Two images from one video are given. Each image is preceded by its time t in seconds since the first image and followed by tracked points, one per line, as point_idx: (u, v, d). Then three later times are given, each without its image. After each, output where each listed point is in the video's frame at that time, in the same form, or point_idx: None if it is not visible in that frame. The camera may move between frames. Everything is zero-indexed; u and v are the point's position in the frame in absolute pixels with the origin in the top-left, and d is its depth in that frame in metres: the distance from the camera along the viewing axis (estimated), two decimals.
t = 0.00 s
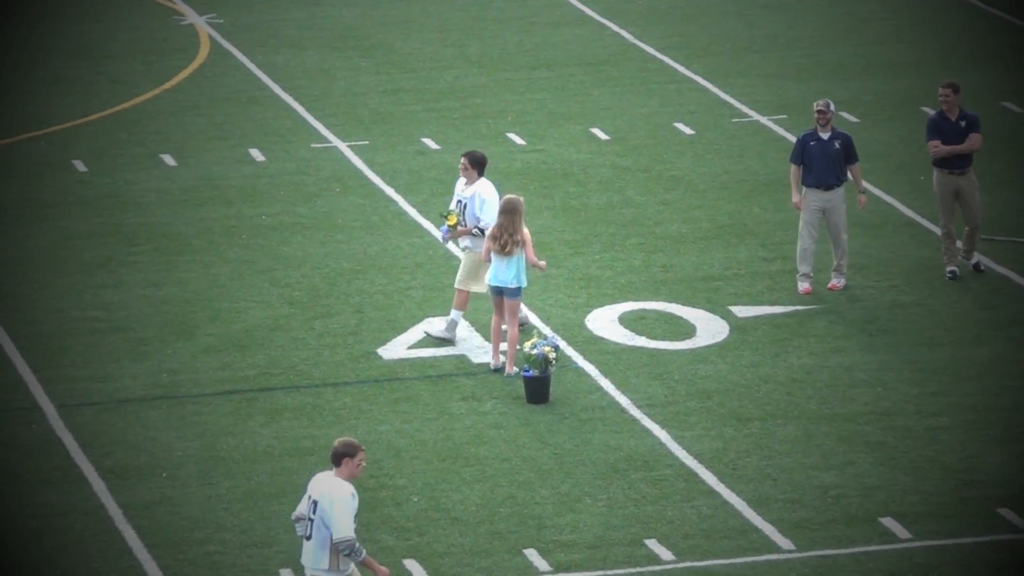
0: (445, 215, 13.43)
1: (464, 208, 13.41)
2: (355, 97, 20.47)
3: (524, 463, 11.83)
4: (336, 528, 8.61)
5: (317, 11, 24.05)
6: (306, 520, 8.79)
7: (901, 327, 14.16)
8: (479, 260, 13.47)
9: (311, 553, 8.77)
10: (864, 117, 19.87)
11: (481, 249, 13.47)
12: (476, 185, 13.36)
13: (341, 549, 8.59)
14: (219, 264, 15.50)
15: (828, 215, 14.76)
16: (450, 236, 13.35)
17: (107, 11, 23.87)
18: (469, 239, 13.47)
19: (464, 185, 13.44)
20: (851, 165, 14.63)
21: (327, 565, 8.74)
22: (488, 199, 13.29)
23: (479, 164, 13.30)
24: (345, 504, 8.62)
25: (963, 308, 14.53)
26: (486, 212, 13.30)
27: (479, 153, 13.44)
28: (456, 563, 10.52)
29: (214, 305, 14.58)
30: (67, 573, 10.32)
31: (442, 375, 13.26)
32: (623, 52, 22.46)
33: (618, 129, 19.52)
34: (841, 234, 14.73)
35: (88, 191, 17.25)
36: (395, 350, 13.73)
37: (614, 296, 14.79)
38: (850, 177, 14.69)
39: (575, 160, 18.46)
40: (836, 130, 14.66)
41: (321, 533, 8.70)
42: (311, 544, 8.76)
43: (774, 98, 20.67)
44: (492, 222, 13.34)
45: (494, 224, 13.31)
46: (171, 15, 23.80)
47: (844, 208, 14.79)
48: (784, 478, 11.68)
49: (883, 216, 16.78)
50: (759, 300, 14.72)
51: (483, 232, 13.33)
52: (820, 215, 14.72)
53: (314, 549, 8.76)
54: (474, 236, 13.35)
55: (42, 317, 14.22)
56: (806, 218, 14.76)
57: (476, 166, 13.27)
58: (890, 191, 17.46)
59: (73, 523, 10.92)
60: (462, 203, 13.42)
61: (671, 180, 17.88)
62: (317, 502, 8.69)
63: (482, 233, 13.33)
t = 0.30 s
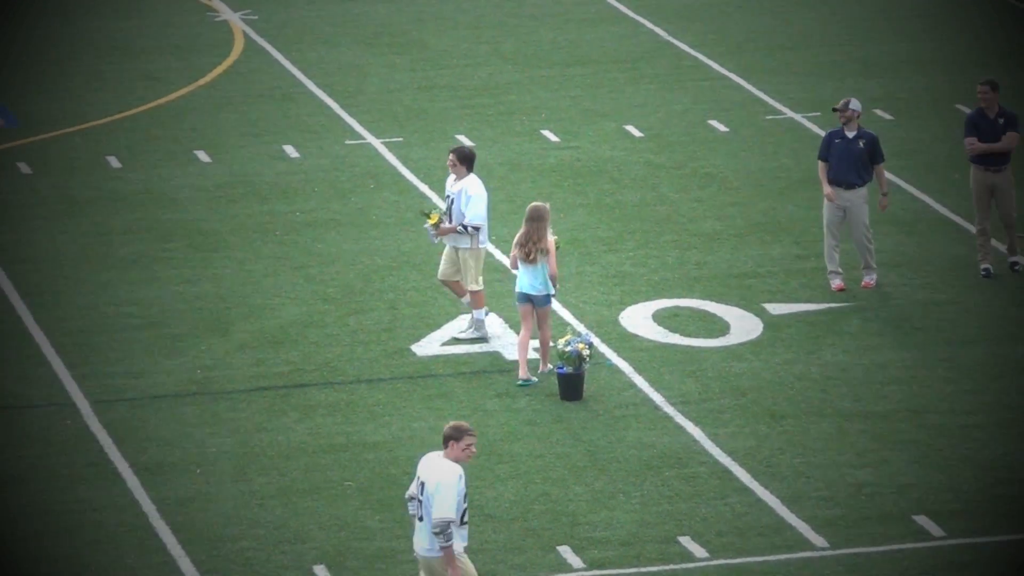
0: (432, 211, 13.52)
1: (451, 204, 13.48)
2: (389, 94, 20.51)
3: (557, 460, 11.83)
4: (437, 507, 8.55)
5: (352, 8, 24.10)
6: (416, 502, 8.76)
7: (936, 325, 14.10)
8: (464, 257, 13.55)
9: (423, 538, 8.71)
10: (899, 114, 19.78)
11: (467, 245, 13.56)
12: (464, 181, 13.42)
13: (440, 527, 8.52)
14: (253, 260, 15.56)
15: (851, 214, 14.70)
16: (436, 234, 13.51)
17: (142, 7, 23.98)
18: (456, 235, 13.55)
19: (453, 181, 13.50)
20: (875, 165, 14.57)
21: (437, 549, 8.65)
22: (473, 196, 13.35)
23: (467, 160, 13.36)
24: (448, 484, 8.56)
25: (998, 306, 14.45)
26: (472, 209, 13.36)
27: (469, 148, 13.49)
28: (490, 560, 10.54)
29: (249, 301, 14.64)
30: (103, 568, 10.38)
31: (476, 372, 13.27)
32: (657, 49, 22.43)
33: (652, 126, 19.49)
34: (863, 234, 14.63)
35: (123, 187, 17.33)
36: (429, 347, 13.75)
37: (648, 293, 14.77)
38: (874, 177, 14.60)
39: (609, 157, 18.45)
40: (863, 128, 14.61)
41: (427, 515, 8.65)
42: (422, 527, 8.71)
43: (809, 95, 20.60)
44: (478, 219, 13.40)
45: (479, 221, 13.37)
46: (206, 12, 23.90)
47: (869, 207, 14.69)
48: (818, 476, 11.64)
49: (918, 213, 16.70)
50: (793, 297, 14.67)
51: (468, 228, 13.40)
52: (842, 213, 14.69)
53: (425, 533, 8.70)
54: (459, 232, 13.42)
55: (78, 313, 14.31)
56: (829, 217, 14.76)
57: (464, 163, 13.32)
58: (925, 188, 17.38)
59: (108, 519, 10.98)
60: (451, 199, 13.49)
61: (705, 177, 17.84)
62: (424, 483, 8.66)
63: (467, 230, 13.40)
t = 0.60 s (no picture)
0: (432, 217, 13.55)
1: (450, 209, 13.50)
2: (437, 91, 20.54)
3: (605, 459, 11.81)
4: (554, 516, 8.58)
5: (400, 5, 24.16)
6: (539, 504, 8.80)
7: (986, 324, 13.99)
8: (464, 261, 13.54)
9: (540, 543, 8.77)
10: (949, 112, 19.65)
11: (467, 250, 13.54)
12: (462, 186, 13.41)
13: (557, 535, 8.56)
14: (301, 257, 15.62)
15: (897, 213, 14.61)
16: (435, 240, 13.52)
17: (192, 4, 24.12)
18: (456, 239, 13.55)
19: (453, 186, 13.52)
20: (918, 163, 14.41)
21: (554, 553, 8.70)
22: (469, 200, 13.33)
23: (463, 165, 13.35)
24: (569, 491, 8.57)
25: None
26: (467, 213, 13.34)
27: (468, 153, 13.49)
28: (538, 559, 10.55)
29: (296, 298, 14.70)
30: (152, 564, 10.44)
31: (524, 370, 13.26)
32: (705, 47, 22.36)
33: (699, 124, 19.44)
34: (909, 233, 14.54)
35: (172, 184, 17.43)
36: (477, 345, 13.76)
37: (696, 291, 14.73)
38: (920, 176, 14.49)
39: (657, 155, 18.40)
40: (911, 127, 14.50)
41: (544, 521, 8.69)
42: (539, 532, 8.76)
43: (857, 93, 20.49)
44: (474, 223, 13.37)
45: (474, 224, 13.34)
46: (255, 9, 24.02)
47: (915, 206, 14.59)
48: (865, 475, 11.57)
49: (968, 212, 16.58)
50: (841, 296, 14.59)
51: (465, 232, 13.39)
52: (888, 212, 14.60)
53: (542, 538, 8.75)
54: (456, 237, 13.43)
55: (126, 310, 14.40)
56: (875, 215, 14.67)
57: (460, 167, 13.32)
58: (975, 187, 17.25)
59: (155, 516, 11.04)
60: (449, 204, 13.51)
61: (753, 176, 17.77)
62: (546, 487, 8.69)
63: (464, 234, 13.39)
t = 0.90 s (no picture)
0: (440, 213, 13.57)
1: (457, 204, 13.53)
2: (494, 88, 20.57)
3: (660, 456, 11.79)
4: (683, 498, 8.65)
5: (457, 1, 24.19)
6: (665, 489, 8.87)
7: None
8: (471, 257, 13.53)
9: (670, 524, 8.86)
10: (1009, 110, 19.47)
11: (474, 245, 13.53)
12: (471, 180, 13.49)
13: (687, 517, 8.64)
14: (357, 253, 15.67)
15: (960, 209, 14.50)
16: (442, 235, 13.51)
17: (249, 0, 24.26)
18: (463, 234, 13.54)
19: (460, 182, 13.58)
20: (982, 160, 14.28)
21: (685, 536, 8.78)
22: (479, 193, 13.40)
23: (473, 159, 13.46)
24: (696, 474, 8.63)
25: None
26: (478, 206, 13.39)
27: (476, 150, 13.60)
28: (592, 556, 10.54)
29: (352, 294, 14.75)
30: (208, 558, 10.51)
31: (579, 366, 13.26)
32: (762, 44, 22.27)
33: (756, 121, 19.36)
34: (974, 229, 14.47)
35: (229, 180, 17.54)
36: (533, 341, 13.76)
37: (751, 288, 14.67)
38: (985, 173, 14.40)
39: (713, 152, 18.35)
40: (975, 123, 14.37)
41: (674, 504, 8.77)
42: (670, 514, 8.84)
43: (915, 90, 20.34)
44: (485, 216, 13.41)
45: (486, 217, 13.39)
46: (312, 5, 24.13)
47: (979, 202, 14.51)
48: (922, 473, 11.49)
49: None
50: (898, 294, 14.49)
51: (475, 225, 13.41)
52: (953, 208, 14.48)
53: (672, 520, 8.84)
54: (466, 230, 13.42)
55: (183, 305, 14.50)
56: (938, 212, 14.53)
57: (470, 162, 13.44)
58: None
59: (211, 510, 11.12)
60: (457, 198, 13.55)
61: (809, 173, 17.68)
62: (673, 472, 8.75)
63: (474, 227, 13.40)
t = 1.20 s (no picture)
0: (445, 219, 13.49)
1: (463, 210, 13.44)
2: (550, 85, 20.57)
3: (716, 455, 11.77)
4: (819, 491, 9.20)
5: None
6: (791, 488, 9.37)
7: None
8: (477, 264, 13.50)
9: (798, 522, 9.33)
10: None
11: (480, 252, 13.50)
12: (477, 186, 13.40)
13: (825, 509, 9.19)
14: (413, 250, 15.73)
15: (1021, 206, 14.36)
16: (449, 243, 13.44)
17: None
18: (469, 241, 13.49)
19: (465, 187, 13.47)
20: None
21: (813, 532, 9.27)
22: (486, 201, 13.32)
23: (479, 165, 13.33)
24: (830, 469, 9.19)
25: None
26: (484, 215, 13.31)
27: (481, 154, 13.47)
28: (648, 554, 10.54)
29: (409, 291, 14.81)
30: (264, 554, 10.59)
31: (635, 364, 13.25)
32: (819, 42, 22.17)
33: (813, 119, 19.27)
34: None
35: (286, 177, 17.64)
36: (589, 338, 13.76)
37: (808, 286, 14.61)
38: None
39: (769, 150, 18.28)
40: None
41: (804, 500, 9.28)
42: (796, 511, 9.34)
43: (975, 89, 20.19)
44: (491, 224, 13.35)
45: (493, 226, 13.34)
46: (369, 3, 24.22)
47: None
48: (979, 472, 11.40)
49: None
50: (955, 292, 14.39)
51: (481, 234, 13.36)
52: (1013, 204, 14.34)
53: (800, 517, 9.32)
54: (473, 239, 13.37)
55: (241, 301, 14.60)
56: (999, 207, 14.40)
57: (477, 168, 13.32)
58: None
59: (267, 506, 11.19)
60: (463, 204, 13.46)
61: (866, 171, 17.58)
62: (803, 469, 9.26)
63: (481, 236, 13.36)
